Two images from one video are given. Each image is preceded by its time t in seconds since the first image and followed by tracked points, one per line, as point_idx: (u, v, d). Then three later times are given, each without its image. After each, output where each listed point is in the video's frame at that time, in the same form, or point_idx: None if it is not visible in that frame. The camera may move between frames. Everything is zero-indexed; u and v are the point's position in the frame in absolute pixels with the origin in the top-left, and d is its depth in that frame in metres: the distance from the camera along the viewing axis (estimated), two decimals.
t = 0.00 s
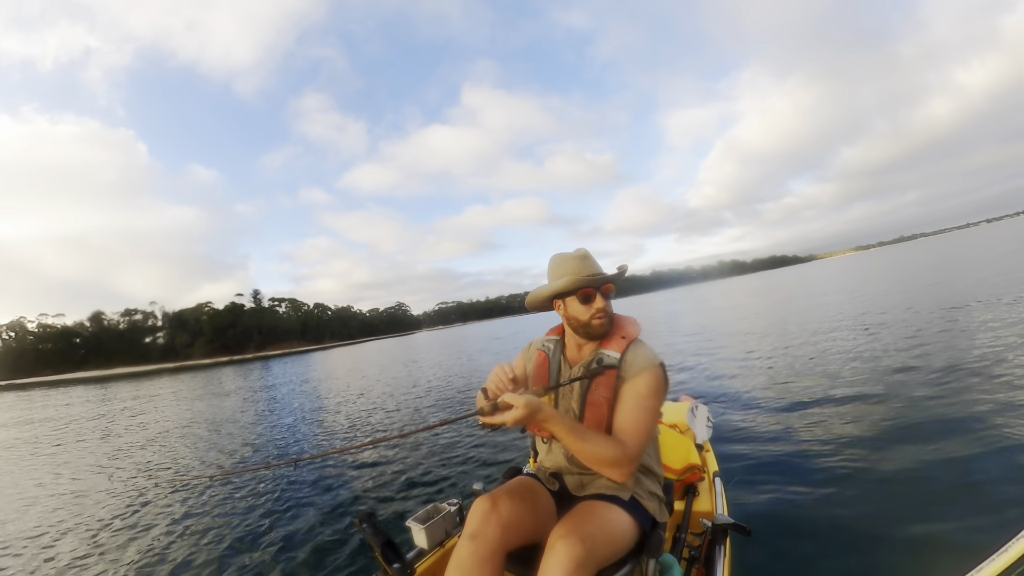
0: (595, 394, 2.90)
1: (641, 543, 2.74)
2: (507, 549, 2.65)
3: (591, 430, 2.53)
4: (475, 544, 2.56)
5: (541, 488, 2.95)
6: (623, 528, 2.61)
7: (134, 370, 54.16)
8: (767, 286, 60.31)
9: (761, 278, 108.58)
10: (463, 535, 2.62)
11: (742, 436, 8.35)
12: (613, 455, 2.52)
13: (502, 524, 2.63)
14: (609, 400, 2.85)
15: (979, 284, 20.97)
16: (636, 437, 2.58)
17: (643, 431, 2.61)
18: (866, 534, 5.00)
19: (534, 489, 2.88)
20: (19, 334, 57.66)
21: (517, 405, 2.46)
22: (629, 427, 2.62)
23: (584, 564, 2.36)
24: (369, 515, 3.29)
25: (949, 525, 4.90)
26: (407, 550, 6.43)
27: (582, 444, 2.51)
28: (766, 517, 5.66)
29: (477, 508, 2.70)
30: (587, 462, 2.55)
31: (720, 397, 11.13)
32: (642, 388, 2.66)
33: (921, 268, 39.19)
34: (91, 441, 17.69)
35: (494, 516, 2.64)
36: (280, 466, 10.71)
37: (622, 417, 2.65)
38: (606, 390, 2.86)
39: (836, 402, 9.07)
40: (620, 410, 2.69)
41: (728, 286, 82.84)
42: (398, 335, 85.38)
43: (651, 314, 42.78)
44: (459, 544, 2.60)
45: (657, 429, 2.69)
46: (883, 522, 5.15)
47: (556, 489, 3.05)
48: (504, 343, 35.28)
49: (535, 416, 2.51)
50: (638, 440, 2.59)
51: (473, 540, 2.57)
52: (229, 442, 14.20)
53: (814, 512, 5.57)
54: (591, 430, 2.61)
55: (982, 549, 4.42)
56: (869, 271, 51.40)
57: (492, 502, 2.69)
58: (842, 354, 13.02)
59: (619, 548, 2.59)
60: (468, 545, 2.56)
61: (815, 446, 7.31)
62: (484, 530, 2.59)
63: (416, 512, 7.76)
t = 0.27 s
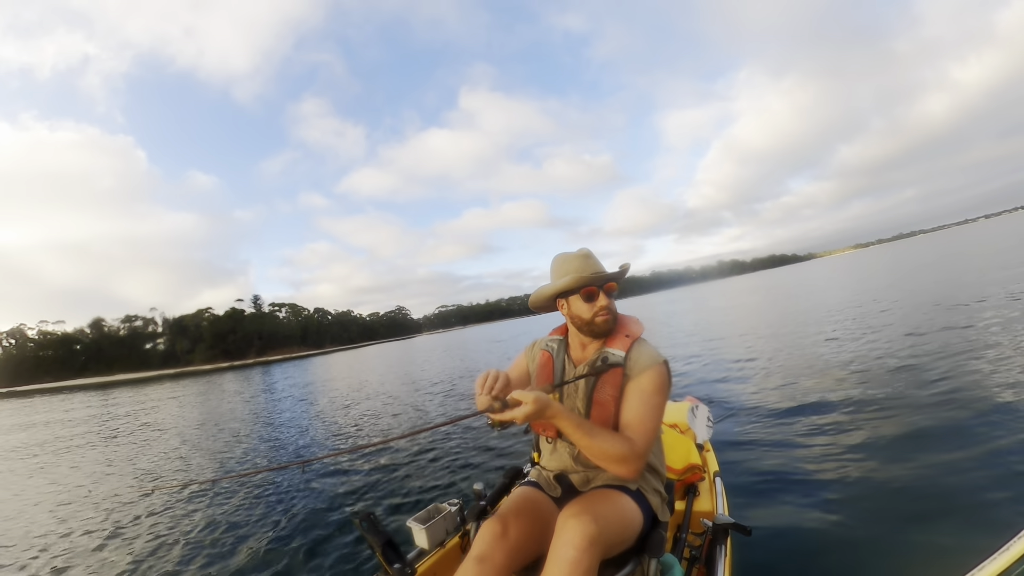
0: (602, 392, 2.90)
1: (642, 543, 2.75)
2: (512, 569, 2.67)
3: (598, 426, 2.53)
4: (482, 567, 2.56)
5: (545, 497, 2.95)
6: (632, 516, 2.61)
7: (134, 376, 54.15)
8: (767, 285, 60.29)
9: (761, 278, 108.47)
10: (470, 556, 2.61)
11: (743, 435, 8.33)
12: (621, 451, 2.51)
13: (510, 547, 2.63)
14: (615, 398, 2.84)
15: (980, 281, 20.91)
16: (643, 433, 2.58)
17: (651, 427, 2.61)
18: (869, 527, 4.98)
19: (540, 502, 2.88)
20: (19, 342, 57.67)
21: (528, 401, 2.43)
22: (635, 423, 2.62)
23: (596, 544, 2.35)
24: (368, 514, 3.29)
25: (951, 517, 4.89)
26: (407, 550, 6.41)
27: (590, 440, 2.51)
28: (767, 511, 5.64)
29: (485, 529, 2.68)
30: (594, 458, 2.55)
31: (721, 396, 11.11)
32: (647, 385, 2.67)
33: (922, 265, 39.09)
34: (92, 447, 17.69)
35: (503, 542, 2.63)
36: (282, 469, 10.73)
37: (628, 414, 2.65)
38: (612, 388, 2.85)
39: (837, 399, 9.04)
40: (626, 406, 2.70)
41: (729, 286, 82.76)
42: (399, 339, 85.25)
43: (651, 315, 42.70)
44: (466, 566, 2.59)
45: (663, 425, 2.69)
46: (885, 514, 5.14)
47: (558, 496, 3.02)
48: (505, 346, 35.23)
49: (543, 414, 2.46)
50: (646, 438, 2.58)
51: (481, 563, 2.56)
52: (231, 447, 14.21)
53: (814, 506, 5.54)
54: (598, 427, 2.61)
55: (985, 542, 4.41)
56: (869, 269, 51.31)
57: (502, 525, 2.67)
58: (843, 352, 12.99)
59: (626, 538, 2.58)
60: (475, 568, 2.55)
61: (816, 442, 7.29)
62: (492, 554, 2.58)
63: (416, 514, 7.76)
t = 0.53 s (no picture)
0: (602, 387, 2.90)
1: (638, 540, 2.74)
2: (504, 568, 2.67)
3: (595, 420, 2.54)
4: (474, 564, 2.55)
5: (540, 497, 2.95)
6: (628, 511, 2.61)
7: (135, 378, 54.19)
8: (767, 284, 60.40)
9: (760, 276, 108.51)
10: (461, 555, 2.61)
11: (742, 434, 8.36)
12: (618, 444, 2.52)
13: (502, 545, 2.63)
14: (615, 393, 2.84)
15: (979, 278, 20.94)
16: (642, 427, 2.58)
17: (650, 421, 2.61)
18: (866, 526, 5.00)
19: (534, 500, 2.88)
20: (19, 344, 57.64)
21: (522, 396, 2.45)
22: (635, 416, 2.62)
23: (593, 538, 2.36)
24: (365, 510, 3.29)
25: (948, 516, 4.91)
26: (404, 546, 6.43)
27: (587, 434, 2.52)
28: (765, 513, 5.65)
29: (477, 527, 2.69)
30: (592, 453, 2.56)
31: (720, 395, 11.12)
32: (646, 379, 2.67)
33: (921, 263, 39.12)
34: (92, 449, 17.71)
35: (494, 538, 2.63)
36: (281, 469, 10.76)
37: (628, 407, 2.65)
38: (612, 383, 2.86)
39: (836, 398, 9.06)
40: (625, 400, 2.70)
41: (728, 284, 82.79)
42: (398, 339, 85.24)
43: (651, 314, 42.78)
44: (458, 564, 2.59)
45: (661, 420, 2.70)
46: (882, 513, 5.16)
47: (552, 496, 3.01)
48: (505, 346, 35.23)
49: (538, 408, 2.49)
50: (645, 432, 2.59)
51: (472, 560, 2.56)
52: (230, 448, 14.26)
53: (812, 507, 5.56)
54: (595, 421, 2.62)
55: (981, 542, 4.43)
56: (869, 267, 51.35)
57: (494, 522, 2.68)
58: (842, 350, 13.00)
59: (623, 533, 2.58)
60: (467, 565, 2.55)
61: (815, 442, 7.30)
62: (484, 550, 2.59)
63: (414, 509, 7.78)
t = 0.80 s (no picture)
0: (600, 385, 2.91)
1: (634, 539, 2.76)
2: (500, 544, 2.66)
3: (585, 418, 2.59)
4: (467, 538, 2.56)
5: (535, 482, 2.96)
6: (619, 518, 2.62)
7: (136, 374, 54.24)
8: (768, 282, 60.37)
9: (761, 274, 108.42)
10: (455, 530, 2.61)
11: (741, 433, 8.37)
12: (609, 444, 2.54)
13: (495, 519, 2.63)
14: (613, 391, 2.86)
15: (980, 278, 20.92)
16: (638, 427, 2.59)
17: (647, 419, 2.61)
18: (864, 528, 5.02)
19: (529, 483, 2.89)
20: (20, 340, 57.70)
21: (509, 395, 2.56)
22: (630, 415, 2.62)
23: (580, 552, 2.37)
24: (365, 505, 3.27)
25: (946, 516, 4.92)
26: (402, 542, 6.46)
27: (576, 432, 2.57)
28: (762, 513, 5.68)
29: (470, 501, 2.70)
30: (586, 452, 2.60)
31: (719, 394, 11.15)
32: (644, 378, 2.67)
33: (922, 262, 39.05)
34: (92, 445, 17.74)
35: (485, 511, 2.64)
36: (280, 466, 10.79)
37: (624, 406, 2.66)
38: (610, 381, 2.87)
39: (835, 398, 9.08)
40: (621, 400, 2.70)
41: (729, 283, 82.77)
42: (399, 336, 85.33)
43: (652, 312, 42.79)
44: (451, 538, 2.59)
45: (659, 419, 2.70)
46: (880, 515, 5.17)
47: (550, 486, 3.05)
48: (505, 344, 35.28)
49: (527, 406, 2.58)
50: (639, 431, 2.59)
51: (466, 534, 2.57)
52: (231, 444, 14.32)
53: (810, 508, 5.58)
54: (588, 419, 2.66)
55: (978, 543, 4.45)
56: (870, 266, 51.27)
57: (485, 496, 2.69)
58: (842, 350, 13.01)
59: (614, 541, 2.59)
60: (461, 539, 2.55)
61: (814, 442, 7.32)
62: (476, 525, 2.59)
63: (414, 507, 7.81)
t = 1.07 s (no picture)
0: (598, 393, 2.92)
1: (637, 544, 2.75)
2: (500, 548, 2.67)
3: (576, 431, 2.62)
4: (467, 542, 2.56)
5: (535, 486, 2.95)
6: (626, 522, 2.62)
7: (137, 372, 54.33)
8: (768, 283, 60.42)
9: (761, 275, 108.41)
10: (455, 533, 2.62)
11: (741, 435, 8.38)
12: (601, 457, 2.57)
13: (494, 523, 2.63)
14: (610, 401, 2.87)
15: (980, 280, 20.92)
16: (632, 439, 2.59)
17: (641, 431, 2.61)
18: (866, 534, 5.03)
19: (529, 487, 2.89)
20: (21, 338, 57.77)
21: (499, 410, 2.61)
22: (627, 426, 2.62)
23: (589, 557, 2.37)
24: (365, 509, 3.30)
25: (947, 522, 4.94)
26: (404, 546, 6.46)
27: (566, 445, 2.60)
28: (765, 520, 5.68)
29: (469, 504, 2.70)
30: (577, 463, 2.64)
31: (720, 396, 11.15)
32: (643, 390, 2.66)
33: (923, 263, 39.03)
34: (92, 443, 17.74)
35: (484, 514, 2.64)
36: (280, 466, 10.79)
37: (621, 417, 2.65)
38: (609, 390, 2.88)
39: (836, 400, 9.09)
40: (619, 410, 2.70)
41: (729, 283, 82.76)
42: (399, 335, 85.42)
43: (653, 313, 42.83)
44: (451, 542, 2.59)
45: (657, 429, 2.70)
46: (881, 523, 5.18)
47: (551, 490, 3.05)
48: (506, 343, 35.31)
49: (517, 421, 2.62)
50: (634, 442, 2.60)
51: (465, 538, 2.57)
52: (232, 443, 14.36)
53: (813, 515, 5.57)
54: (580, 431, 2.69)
55: (981, 548, 4.47)
56: (871, 267, 51.25)
57: (484, 500, 2.69)
58: (843, 351, 13.01)
59: (621, 544, 2.59)
60: (460, 543, 2.56)
61: (815, 446, 7.32)
62: (476, 528, 2.59)
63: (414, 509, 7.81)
